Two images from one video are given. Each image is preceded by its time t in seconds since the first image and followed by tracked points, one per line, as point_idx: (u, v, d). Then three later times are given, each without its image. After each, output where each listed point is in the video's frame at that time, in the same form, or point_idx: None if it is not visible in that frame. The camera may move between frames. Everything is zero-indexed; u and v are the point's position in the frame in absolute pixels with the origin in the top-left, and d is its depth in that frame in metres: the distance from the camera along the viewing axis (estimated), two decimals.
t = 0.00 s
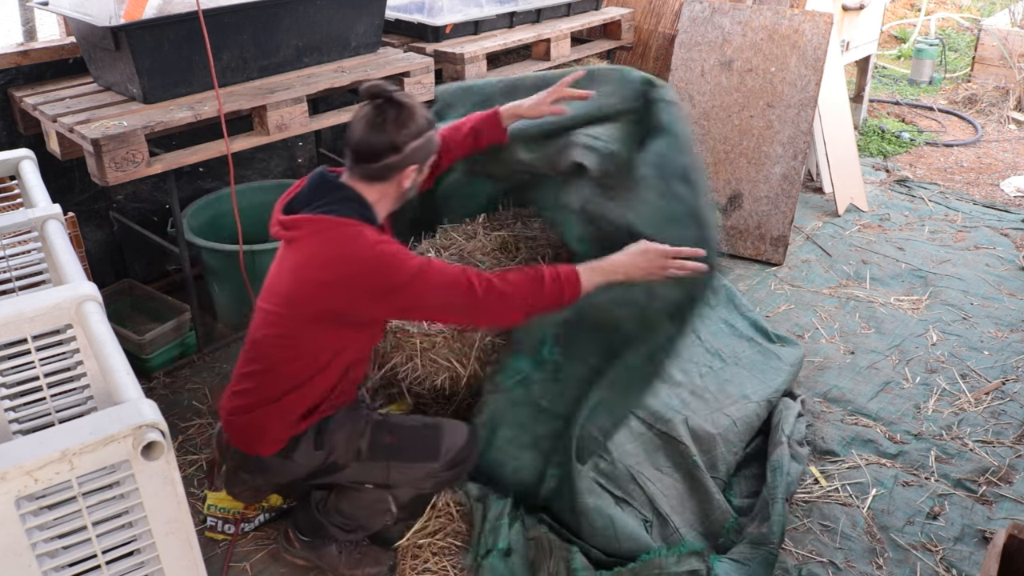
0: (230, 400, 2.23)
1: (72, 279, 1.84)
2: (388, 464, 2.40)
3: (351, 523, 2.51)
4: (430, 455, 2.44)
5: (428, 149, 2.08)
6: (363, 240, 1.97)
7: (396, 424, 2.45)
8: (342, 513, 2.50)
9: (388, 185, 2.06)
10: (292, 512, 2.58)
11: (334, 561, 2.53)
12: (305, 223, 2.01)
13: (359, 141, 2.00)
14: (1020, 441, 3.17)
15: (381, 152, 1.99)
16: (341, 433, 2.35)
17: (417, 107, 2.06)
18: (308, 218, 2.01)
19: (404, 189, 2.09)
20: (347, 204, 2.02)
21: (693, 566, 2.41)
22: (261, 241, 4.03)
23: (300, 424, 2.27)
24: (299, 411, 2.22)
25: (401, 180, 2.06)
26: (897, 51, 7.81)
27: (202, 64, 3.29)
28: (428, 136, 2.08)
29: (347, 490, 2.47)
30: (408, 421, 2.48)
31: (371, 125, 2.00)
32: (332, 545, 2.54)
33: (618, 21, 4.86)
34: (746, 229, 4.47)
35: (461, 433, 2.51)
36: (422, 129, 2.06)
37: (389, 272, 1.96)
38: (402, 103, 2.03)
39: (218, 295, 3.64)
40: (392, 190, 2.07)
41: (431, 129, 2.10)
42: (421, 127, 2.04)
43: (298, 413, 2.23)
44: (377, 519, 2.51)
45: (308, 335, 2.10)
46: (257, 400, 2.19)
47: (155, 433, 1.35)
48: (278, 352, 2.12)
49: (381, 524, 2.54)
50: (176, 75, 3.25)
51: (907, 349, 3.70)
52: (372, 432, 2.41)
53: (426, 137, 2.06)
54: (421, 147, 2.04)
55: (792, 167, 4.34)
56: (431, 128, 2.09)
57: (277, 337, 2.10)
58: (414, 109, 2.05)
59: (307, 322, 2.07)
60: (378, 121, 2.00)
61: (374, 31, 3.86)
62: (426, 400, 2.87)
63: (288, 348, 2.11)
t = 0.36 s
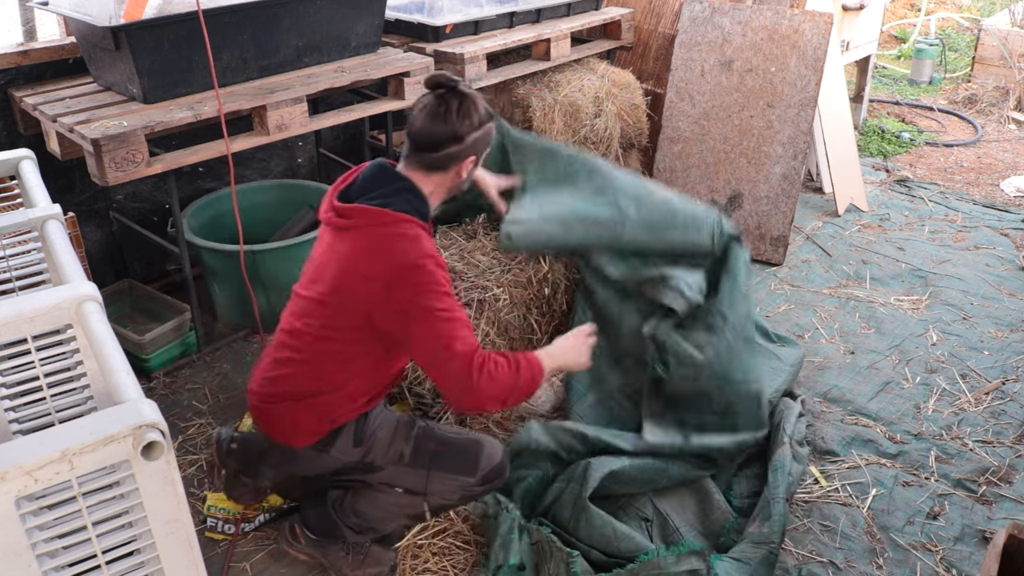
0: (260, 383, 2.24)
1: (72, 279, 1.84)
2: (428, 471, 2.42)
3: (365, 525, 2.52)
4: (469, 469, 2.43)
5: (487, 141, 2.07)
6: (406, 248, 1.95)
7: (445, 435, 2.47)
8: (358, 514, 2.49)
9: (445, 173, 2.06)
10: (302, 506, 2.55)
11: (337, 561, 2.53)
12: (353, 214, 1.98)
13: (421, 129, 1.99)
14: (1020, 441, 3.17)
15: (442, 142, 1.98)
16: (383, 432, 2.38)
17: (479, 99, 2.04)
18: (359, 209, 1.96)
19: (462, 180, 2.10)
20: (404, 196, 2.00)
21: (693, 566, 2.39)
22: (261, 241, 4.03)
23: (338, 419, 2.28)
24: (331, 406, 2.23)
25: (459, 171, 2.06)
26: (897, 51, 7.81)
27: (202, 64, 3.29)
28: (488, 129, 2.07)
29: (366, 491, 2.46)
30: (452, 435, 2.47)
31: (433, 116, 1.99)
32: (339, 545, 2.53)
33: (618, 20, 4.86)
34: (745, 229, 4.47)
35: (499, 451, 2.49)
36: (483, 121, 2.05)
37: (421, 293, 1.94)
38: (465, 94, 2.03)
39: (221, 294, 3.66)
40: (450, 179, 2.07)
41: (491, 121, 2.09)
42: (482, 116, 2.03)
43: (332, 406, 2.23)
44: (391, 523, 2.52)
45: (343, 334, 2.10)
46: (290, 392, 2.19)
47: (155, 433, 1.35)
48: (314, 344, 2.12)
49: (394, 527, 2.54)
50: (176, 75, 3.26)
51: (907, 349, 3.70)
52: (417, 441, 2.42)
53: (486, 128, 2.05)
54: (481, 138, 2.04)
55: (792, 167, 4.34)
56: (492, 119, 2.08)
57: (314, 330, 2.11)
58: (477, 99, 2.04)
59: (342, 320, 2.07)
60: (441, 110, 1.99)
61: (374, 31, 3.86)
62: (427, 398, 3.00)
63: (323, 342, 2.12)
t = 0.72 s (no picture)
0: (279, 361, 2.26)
1: (72, 279, 1.84)
2: (438, 472, 2.40)
3: (367, 527, 2.50)
4: (478, 476, 2.41)
5: (515, 137, 2.07)
6: (420, 229, 1.95)
7: (458, 438, 2.44)
8: (362, 516, 2.48)
9: (473, 165, 2.07)
10: (306, 506, 2.52)
11: (338, 561, 2.52)
12: (381, 193, 2.01)
13: (450, 121, 2.00)
14: (1020, 441, 3.17)
15: (470, 134, 1.99)
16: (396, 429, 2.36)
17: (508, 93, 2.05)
18: (386, 188, 2.00)
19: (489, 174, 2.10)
20: (430, 184, 2.02)
21: (693, 566, 2.42)
22: (261, 241, 4.03)
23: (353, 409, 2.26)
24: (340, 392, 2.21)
25: (486, 164, 2.07)
26: (897, 51, 7.81)
27: (202, 64, 3.29)
28: (515, 124, 2.07)
29: (371, 493, 2.47)
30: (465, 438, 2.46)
31: (462, 108, 1.99)
32: (341, 546, 2.51)
33: (618, 20, 4.86)
34: (746, 229, 4.47)
35: (507, 459, 2.48)
36: (511, 115, 2.05)
37: (422, 276, 1.92)
38: (493, 88, 2.04)
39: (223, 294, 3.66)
40: (476, 172, 2.08)
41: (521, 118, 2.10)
42: (511, 110, 2.03)
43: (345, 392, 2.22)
44: (394, 525, 2.50)
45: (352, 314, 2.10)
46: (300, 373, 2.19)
47: (155, 433, 1.36)
48: (328, 322, 2.14)
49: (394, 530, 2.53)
50: (176, 75, 3.25)
51: (907, 349, 3.70)
52: (430, 442, 2.40)
53: (515, 123, 2.05)
54: (509, 132, 2.04)
55: (792, 167, 4.34)
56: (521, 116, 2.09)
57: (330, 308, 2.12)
58: (507, 95, 2.05)
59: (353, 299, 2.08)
60: (470, 103, 2.00)
61: (374, 31, 3.86)
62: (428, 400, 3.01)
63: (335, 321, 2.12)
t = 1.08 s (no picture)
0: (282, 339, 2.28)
1: (72, 279, 1.84)
2: (440, 461, 2.36)
3: (366, 526, 2.48)
4: (479, 466, 2.39)
5: (525, 130, 2.02)
6: (411, 213, 1.93)
7: (461, 429, 2.41)
8: (361, 515, 2.45)
9: (482, 159, 2.03)
10: (305, 509, 2.51)
11: (338, 561, 2.50)
12: (388, 176, 2.03)
13: (459, 115, 1.97)
14: (1020, 441, 3.17)
15: (478, 127, 1.95)
16: (400, 417, 2.31)
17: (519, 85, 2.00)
18: (393, 174, 2.02)
19: (498, 167, 2.06)
20: (438, 173, 2.01)
21: (693, 565, 2.39)
22: (261, 241, 4.03)
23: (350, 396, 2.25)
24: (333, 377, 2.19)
25: (496, 157, 2.03)
26: (897, 51, 7.81)
27: (202, 64, 3.29)
28: (526, 117, 2.02)
29: (369, 490, 2.43)
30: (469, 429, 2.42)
31: (471, 100, 1.95)
32: (342, 547, 2.49)
33: (618, 21, 4.86)
34: (746, 229, 4.47)
35: (506, 452, 2.45)
36: (521, 108, 2.00)
37: (393, 255, 1.88)
38: (502, 80, 1.99)
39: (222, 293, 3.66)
40: (485, 164, 2.05)
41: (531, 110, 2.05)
42: (521, 103, 1.99)
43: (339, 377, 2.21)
44: (394, 524, 2.48)
45: (343, 296, 2.08)
46: (294, 353, 2.19)
47: (155, 433, 1.36)
48: (321, 303, 2.14)
49: (395, 529, 2.50)
50: (176, 76, 3.26)
51: (907, 349, 3.70)
52: (433, 430, 2.37)
53: (525, 116, 2.01)
54: (519, 125, 1.99)
55: (792, 167, 4.34)
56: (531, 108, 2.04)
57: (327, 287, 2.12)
58: (516, 87, 2.00)
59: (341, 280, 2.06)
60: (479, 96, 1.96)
61: (374, 31, 3.86)
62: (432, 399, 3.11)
63: (327, 301, 2.12)
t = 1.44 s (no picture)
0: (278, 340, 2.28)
1: (72, 279, 1.84)
2: (435, 463, 2.35)
3: (363, 526, 2.48)
4: (474, 468, 2.37)
5: (514, 117, 2.05)
6: (406, 206, 1.94)
7: (457, 429, 2.39)
8: (357, 514, 2.46)
9: (473, 148, 2.06)
10: (302, 508, 2.52)
11: (336, 562, 2.50)
12: (381, 170, 2.03)
13: (447, 105, 1.99)
14: (1020, 441, 3.17)
15: (468, 116, 1.98)
16: (396, 416, 2.30)
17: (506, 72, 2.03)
18: (388, 167, 2.02)
19: (490, 155, 2.09)
20: (430, 165, 2.01)
21: (693, 566, 2.40)
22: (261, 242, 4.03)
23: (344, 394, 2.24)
24: (327, 375, 2.19)
25: (487, 145, 2.06)
26: (897, 51, 7.81)
27: (202, 64, 3.29)
28: (514, 103, 2.05)
29: (367, 490, 2.44)
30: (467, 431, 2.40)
31: (460, 90, 1.97)
32: (339, 547, 2.48)
33: (618, 20, 4.86)
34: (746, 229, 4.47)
35: (501, 453, 2.44)
36: (509, 93, 2.02)
37: (383, 247, 1.88)
38: (489, 68, 2.02)
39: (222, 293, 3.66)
40: (478, 153, 2.07)
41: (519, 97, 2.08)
42: (508, 90, 2.01)
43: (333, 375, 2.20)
44: (390, 525, 2.49)
45: (336, 292, 2.08)
46: (289, 352, 2.20)
47: (155, 433, 1.35)
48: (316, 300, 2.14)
49: (392, 529, 2.51)
50: (176, 76, 3.26)
51: (907, 349, 3.70)
52: (428, 430, 2.35)
53: (513, 104, 2.04)
54: (507, 112, 2.02)
55: (792, 167, 4.28)
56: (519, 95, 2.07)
57: (322, 284, 2.12)
58: (504, 74, 2.02)
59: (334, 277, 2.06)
60: (467, 85, 1.99)
61: (374, 31, 3.86)
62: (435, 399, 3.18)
63: (322, 299, 2.12)
